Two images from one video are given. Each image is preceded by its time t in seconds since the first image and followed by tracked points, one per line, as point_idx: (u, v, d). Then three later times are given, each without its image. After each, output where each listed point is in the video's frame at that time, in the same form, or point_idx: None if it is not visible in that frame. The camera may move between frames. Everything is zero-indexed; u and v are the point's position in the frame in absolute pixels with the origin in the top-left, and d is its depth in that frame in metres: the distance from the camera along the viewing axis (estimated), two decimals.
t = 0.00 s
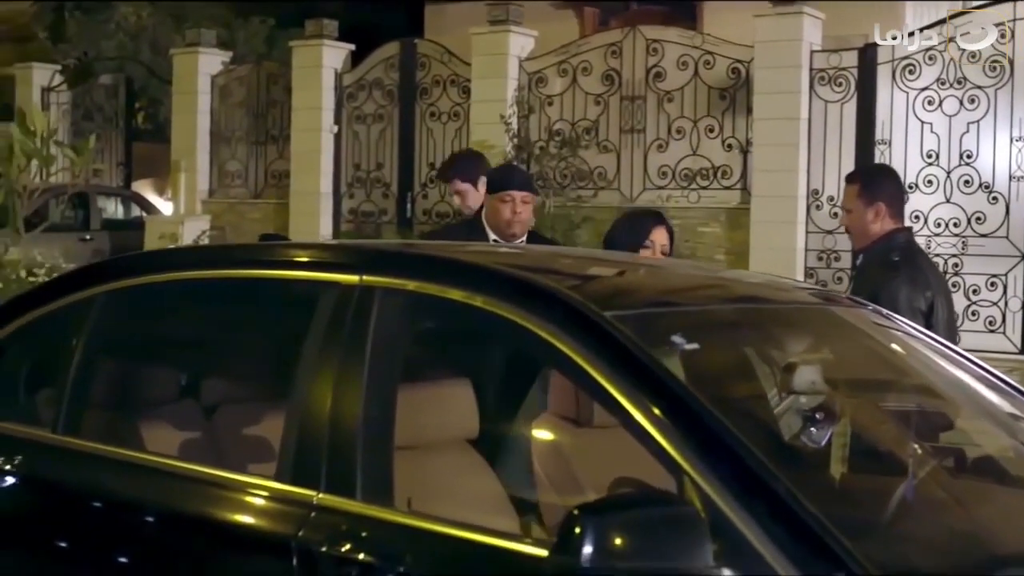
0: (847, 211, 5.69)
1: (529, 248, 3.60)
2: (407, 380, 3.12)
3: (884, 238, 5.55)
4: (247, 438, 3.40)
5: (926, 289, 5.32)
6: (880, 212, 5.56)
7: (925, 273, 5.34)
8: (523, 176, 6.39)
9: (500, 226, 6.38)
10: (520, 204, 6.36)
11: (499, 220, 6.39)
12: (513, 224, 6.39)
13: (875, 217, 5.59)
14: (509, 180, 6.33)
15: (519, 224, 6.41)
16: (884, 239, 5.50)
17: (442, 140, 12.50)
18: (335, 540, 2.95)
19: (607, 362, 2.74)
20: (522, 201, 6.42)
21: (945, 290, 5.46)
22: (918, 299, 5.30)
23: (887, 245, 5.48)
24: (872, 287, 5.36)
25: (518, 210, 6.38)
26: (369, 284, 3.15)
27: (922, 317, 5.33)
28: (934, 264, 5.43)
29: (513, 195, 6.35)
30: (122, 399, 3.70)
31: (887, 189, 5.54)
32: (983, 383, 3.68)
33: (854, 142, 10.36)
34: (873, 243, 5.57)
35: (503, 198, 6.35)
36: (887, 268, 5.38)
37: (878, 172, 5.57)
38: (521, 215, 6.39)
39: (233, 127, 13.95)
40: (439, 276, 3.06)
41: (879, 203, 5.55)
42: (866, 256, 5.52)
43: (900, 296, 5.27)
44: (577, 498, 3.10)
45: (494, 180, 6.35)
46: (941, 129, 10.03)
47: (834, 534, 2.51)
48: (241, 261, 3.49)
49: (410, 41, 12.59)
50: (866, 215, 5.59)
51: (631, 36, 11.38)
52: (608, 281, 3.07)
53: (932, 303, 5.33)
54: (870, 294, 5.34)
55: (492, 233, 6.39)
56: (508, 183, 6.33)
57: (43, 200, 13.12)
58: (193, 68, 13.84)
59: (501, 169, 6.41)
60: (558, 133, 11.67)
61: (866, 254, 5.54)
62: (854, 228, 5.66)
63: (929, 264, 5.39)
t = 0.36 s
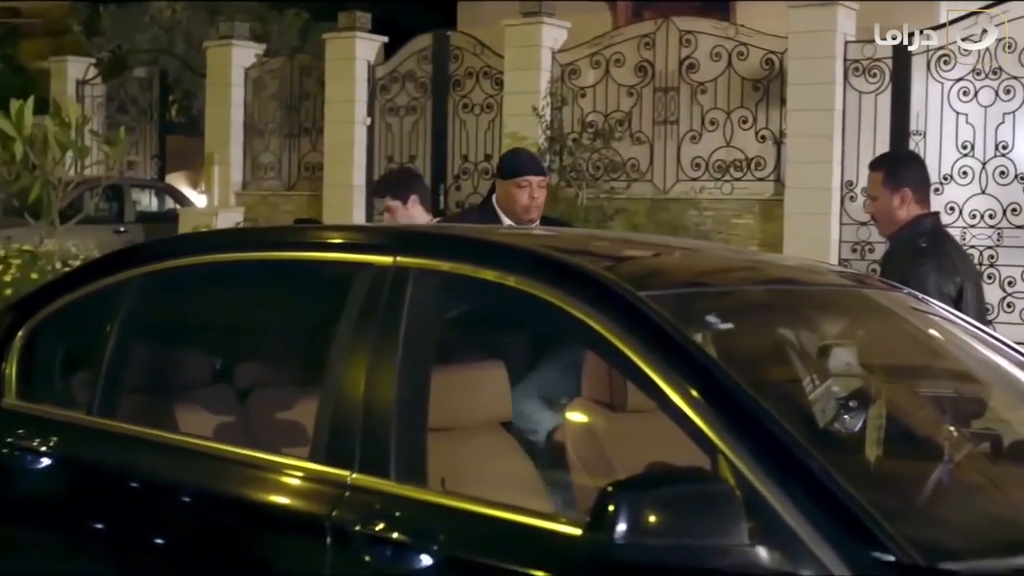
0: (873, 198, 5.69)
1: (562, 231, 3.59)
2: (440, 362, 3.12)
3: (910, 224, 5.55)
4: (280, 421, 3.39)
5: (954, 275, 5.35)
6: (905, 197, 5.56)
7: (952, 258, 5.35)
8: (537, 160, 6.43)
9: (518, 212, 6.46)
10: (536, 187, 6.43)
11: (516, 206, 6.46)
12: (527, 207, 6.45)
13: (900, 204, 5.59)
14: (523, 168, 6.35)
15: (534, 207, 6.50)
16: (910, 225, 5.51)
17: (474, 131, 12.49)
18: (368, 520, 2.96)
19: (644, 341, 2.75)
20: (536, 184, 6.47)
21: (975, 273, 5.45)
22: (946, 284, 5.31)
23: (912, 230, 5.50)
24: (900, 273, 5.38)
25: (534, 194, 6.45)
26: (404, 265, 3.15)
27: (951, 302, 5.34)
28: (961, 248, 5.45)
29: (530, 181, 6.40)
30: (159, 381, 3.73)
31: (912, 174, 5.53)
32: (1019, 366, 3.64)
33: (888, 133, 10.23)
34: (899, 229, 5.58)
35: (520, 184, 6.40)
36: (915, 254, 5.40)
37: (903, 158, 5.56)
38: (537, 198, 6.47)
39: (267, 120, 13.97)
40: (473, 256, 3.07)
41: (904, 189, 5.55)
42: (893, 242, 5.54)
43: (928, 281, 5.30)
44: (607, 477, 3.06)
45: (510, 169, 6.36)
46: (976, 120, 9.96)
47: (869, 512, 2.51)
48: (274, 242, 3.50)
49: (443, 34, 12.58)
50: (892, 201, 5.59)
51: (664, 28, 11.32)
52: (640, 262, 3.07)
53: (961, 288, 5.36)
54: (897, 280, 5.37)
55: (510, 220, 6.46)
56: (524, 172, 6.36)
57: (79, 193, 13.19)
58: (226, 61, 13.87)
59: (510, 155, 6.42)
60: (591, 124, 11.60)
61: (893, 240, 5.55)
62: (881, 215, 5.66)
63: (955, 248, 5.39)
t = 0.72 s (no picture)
0: (907, 187, 5.70)
1: (603, 217, 3.57)
2: (483, 346, 3.14)
3: (945, 211, 5.55)
4: (322, 408, 3.40)
5: (988, 262, 5.31)
6: (941, 184, 5.57)
7: (987, 243, 5.34)
8: (559, 147, 6.43)
9: (546, 200, 6.45)
10: (562, 173, 6.45)
11: (543, 195, 6.45)
12: (552, 195, 6.46)
13: (935, 191, 5.60)
14: (546, 157, 6.35)
15: (560, 195, 6.50)
16: (945, 213, 5.50)
17: (515, 123, 12.52)
18: (410, 501, 2.96)
19: (687, 323, 2.75)
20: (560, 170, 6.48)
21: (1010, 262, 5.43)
22: (980, 270, 5.29)
23: (948, 216, 5.49)
24: (933, 260, 5.38)
25: (561, 181, 6.46)
26: (445, 248, 3.15)
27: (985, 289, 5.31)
28: (996, 235, 5.42)
29: (557, 168, 6.42)
30: (204, 367, 3.75)
31: (946, 162, 5.56)
32: None
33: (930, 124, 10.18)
34: (934, 216, 5.58)
35: (546, 172, 6.41)
36: (949, 242, 5.37)
37: (939, 146, 5.58)
38: (562, 186, 6.49)
39: (308, 113, 14.01)
40: (515, 240, 3.06)
41: (939, 175, 5.57)
42: (928, 229, 5.53)
43: (960, 269, 5.29)
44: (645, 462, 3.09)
45: (535, 158, 6.36)
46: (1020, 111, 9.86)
47: (911, 492, 2.54)
48: (315, 227, 3.50)
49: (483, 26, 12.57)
50: (927, 189, 5.60)
51: (705, 19, 11.30)
52: (681, 246, 3.07)
53: (996, 275, 5.31)
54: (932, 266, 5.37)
55: (537, 208, 6.45)
56: (548, 161, 6.36)
57: (121, 185, 13.23)
58: (268, 55, 13.89)
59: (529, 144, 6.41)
60: (632, 115, 11.57)
61: (928, 227, 5.54)
62: (916, 203, 5.66)
63: (991, 235, 5.37)
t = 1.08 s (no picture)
0: (947, 175, 5.68)
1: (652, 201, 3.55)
2: (533, 330, 3.16)
3: (985, 197, 5.53)
4: (372, 391, 3.42)
5: None
6: (982, 171, 5.56)
7: None
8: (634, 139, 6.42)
9: (616, 191, 6.45)
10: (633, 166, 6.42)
11: (614, 184, 6.45)
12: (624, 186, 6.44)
13: (977, 177, 5.58)
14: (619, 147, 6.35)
15: (631, 185, 6.48)
16: (987, 199, 5.45)
17: (563, 113, 12.55)
18: (460, 484, 2.96)
19: (738, 305, 2.74)
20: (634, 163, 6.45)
21: None
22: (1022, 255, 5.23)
23: (989, 202, 5.44)
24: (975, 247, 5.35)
25: (632, 173, 6.44)
26: (495, 233, 3.14)
27: None
28: None
29: (627, 160, 6.40)
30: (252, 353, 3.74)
31: (986, 149, 5.54)
32: None
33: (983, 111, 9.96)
34: (974, 202, 5.56)
35: (618, 163, 6.40)
36: (990, 229, 5.32)
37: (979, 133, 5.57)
38: (634, 177, 6.46)
39: (356, 103, 14.04)
40: (565, 224, 3.05)
41: (980, 163, 5.56)
42: (969, 214, 5.48)
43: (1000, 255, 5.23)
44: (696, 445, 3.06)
45: (610, 146, 6.38)
46: None
47: (963, 474, 2.53)
48: (362, 212, 3.50)
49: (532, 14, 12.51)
50: (968, 175, 5.59)
51: (755, 8, 11.21)
52: (732, 230, 3.05)
53: None
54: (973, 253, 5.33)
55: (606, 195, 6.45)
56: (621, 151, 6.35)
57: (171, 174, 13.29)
58: (317, 45, 13.94)
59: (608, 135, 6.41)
60: (680, 104, 11.50)
61: (968, 213, 5.50)
62: (957, 190, 5.63)
63: None
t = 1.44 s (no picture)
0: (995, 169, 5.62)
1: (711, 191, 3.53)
2: (593, 320, 3.16)
3: None
4: (430, 380, 3.43)
5: None
6: None
7: None
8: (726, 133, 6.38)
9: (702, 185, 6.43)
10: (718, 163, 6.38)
11: (700, 177, 6.43)
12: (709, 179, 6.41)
13: None
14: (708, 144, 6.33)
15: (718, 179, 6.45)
16: None
17: (622, 104, 12.48)
18: (519, 472, 2.97)
19: (798, 294, 2.74)
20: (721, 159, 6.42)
21: None
22: None
23: None
24: None
25: (716, 168, 6.40)
26: (555, 222, 3.14)
27: None
28: None
29: (713, 156, 6.37)
30: (310, 341, 3.75)
31: None
32: None
33: None
34: None
35: (704, 158, 6.39)
36: None
37: None
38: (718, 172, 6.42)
39: (414, 95, 14.06)
40: (627, 212, 3.05)
41: None
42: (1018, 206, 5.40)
43: None
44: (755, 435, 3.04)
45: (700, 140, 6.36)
46: None
47: None
48: (423, 203, 3.52)
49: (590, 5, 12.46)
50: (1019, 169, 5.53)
51: None
52: (793, 219, 3.04)
53: None
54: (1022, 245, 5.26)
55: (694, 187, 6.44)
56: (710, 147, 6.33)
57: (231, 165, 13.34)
58: (375, 37, 13.98)
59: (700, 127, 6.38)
60: (740, 95, 11.45)
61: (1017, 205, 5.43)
62: (1007, 184, 5.57)
63: None
